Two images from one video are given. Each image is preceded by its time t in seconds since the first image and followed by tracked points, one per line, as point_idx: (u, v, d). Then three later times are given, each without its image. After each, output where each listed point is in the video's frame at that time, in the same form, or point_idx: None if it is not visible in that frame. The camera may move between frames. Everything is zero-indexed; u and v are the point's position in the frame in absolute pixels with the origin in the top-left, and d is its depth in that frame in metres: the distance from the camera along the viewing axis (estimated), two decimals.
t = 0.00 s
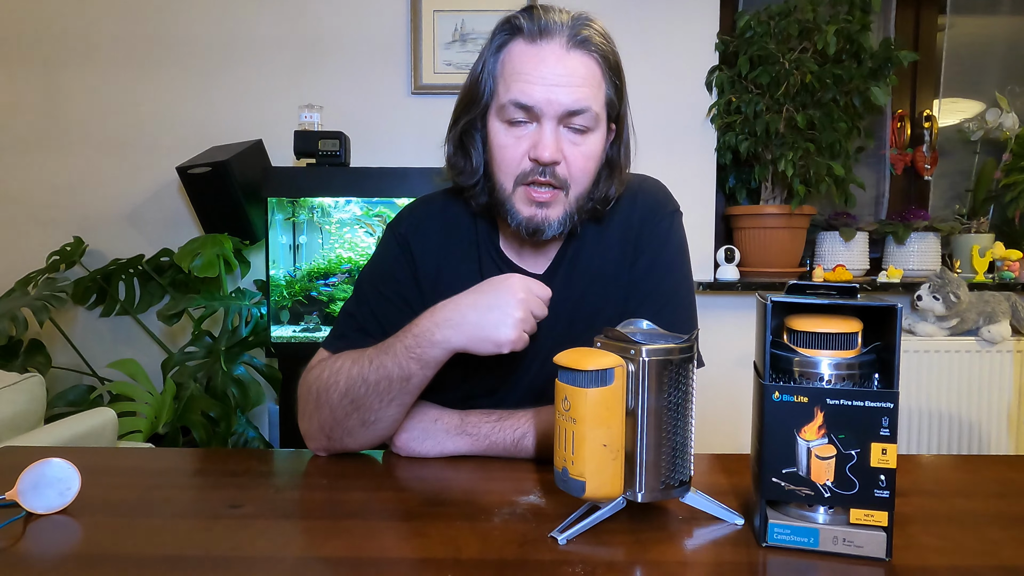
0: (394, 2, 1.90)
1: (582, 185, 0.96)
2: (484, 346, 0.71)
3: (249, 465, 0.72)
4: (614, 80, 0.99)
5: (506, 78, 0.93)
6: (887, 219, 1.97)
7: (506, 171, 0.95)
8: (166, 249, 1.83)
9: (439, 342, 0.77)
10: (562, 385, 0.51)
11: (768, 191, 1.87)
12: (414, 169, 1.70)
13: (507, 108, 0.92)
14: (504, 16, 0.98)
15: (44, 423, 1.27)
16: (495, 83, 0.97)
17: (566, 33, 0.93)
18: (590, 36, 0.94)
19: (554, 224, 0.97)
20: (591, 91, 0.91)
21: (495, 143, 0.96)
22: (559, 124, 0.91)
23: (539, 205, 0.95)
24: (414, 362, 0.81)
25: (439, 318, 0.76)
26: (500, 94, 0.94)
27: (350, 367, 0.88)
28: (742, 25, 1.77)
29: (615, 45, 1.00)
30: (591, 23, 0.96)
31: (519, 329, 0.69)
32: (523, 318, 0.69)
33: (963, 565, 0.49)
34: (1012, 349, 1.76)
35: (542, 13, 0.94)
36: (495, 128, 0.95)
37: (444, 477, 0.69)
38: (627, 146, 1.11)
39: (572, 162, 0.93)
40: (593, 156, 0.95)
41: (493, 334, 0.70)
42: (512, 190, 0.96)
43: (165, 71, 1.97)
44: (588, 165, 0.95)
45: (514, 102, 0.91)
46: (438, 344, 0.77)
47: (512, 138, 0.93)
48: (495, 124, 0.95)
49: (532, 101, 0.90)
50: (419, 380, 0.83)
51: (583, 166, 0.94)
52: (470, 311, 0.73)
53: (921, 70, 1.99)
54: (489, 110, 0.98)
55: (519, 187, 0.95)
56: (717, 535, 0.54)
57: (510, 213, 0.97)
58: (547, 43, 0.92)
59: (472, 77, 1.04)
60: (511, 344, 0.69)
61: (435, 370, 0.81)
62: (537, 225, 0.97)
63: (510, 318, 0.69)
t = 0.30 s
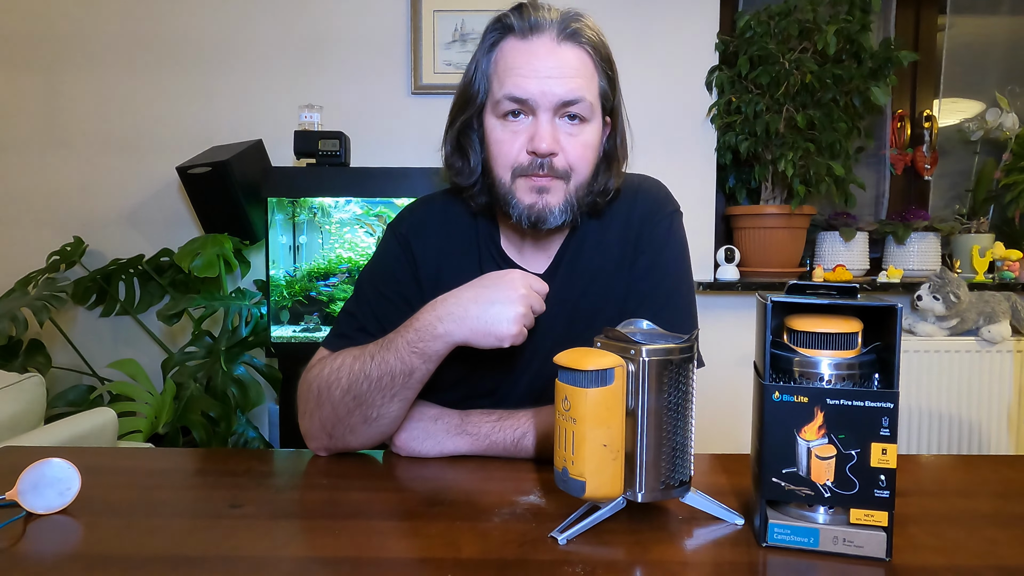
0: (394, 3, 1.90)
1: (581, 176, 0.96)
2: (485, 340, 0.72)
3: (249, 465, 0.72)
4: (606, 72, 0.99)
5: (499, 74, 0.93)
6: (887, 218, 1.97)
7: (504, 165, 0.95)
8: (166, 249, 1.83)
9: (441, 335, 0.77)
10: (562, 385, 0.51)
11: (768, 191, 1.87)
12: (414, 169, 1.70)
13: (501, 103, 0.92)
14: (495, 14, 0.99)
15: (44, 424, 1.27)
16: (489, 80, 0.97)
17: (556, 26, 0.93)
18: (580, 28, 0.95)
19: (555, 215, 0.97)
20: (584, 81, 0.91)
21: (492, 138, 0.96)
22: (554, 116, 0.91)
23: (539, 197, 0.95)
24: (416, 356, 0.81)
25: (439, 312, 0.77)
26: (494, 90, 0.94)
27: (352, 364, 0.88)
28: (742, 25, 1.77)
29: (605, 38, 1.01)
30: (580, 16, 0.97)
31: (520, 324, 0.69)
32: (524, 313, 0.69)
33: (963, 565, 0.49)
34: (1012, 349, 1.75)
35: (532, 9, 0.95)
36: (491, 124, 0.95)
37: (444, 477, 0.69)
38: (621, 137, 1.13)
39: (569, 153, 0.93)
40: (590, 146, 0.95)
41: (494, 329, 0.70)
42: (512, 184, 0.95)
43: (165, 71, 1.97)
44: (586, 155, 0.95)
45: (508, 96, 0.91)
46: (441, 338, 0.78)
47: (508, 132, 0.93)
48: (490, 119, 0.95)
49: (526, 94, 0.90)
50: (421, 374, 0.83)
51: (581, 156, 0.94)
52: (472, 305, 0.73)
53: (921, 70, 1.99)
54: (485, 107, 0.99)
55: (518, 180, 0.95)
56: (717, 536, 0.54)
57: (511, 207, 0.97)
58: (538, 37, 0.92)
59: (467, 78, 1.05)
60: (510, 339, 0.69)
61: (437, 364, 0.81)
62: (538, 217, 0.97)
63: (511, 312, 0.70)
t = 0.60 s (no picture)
0: (394, 2, 1.90)
1: (578, 181, 0.96)
2: (484, 340, 0.72)
3: (249, 465, 0.72)
4: (600, 72, 0.99)
5: (492, 83, 0.93)
6: (887, 218, 1.97)
7: (501, 174, 0.95)
8: (166, 249, 1.83)
9: (441, 336, 0.77)
10: (562, 385, 0.51)
11: (768, 191, 1.87)
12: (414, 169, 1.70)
13: (496, 112, 0.92)
14: (485, 22, 0.99)
15: (44, 424, 1.27)
16: (483, 87, 0.97)
17: (547, 30, 0.93)
18: (571, 31, 0.95)
19: (554, 220, 0.97)
20: (578, 86, 0.91)
21: (488, 147, 0.96)
22: (549, 122, 0.91)
23: (537, 204, 0.95)
24: (415, 355, 0.81)
25: (439, 312, 0.77)
26: (487, 99, 0.94)
27: (352, 364, 0.88)
28: (742, 25, 1.77)
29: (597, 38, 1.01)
30: (571, 18, 0.96)
31: (519, 326, 0.69)
32: (524, 315, 0.69)
33: (963, 565, 0.49)
34: (1012, 349, 1.76)
35: (521, 14, 0.94)
36: (487, 133, 0.95)
37: (444, 477, 0.69)
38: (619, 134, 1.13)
39: (565, 159, 0.93)
40: (586, 150, 0.95)
41: (493, 329, 0.70)
42: (510, 193, 0.96)
43: (165, 72, 1.97)
44: (582, 160, 0.95)
45: (502, 105, 0.91)
46: (440, 337, 0.78)
47: (504, 140, 0.93)
48: (486, 128, 0.95)
49: (521, 103, 0.90)
50: (421, 373, 0.83)
51: (577, 161, 0.94)
52: (472, 305, 0.73)
53: (921, 70, 1.99)
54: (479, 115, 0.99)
55: (515, 188, 0.95)
56: (717, 535, 0.54)
57: (509, 215, 0.97)
58: (529, 43, 0.92)
59: (461, 85, 1.05)
60: (509, 340, 0.69)
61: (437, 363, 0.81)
62: (537, 223, 0.97)
63: (512, 314, 0.69)
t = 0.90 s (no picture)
0: (394, 2, 1.90)
1: (579, 182, 0.96)
2: (484, 342, 0.72)
3: (249, 465, 0.72)
4: (600, 73, 0.99)
5: (491, 85, 0.93)
6: (887, 218, 1.97)
7: (501, 175, 0.95)
8: (166, 249, 1.83)
9: (442, 337, 0.77)
10: (562, 385, 0.51)
11: (768, 191, 1.87)
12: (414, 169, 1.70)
13: (495, 114, 0.92)
14: (485, 23, 0.99)
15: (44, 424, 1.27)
16: (483, 89, 0.97)
17: (547, 31, 0.93)
18: (571, 32, 0.94)
19: (554, 222, 0.97)
20: (578, 87, 0.91)
21: (488, 148, 0.96)
22: (548, 124, 0.91)
23: (537, 205, 0.95)
24: (415, 356, 0.81)
25: (439, 312, 0.77)
26: (487, 101, 0.94)
27: (352, 364, 0.88)
28: (742, 25, 1.77)
29: (597, 39, 1.00)
30: (570, 19, 0.96)
31: (518, 329, 0.69)
32: (523, 318, 0.69)
33: (963, 565, 0.49)
34: (1012, 349, 1.76)
35: (521, 14, 0.94)
36: (487, 134, 0.95)
37: (445, 477, 0.69)
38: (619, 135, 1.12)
39: (566, 160, 0.93)
40: (586, 151, 0.94)
41: (493, 331, 0.70)
42: (510, 193, 0.96)
43: (165, 72, 1.97)
44: (582, 161, 0.95)
45: (502, 107, 0.91)
46: (440, 338, 0.78)
47: (504, 142, 0.94)
48: (485, 130, 0.95)
49: (520, 105, 0.90)
50: (420, 374, 0.83)
51: (577, 162, 0.94)
52: (472, 306, 0.73)
53: (921, 70, 1.99)
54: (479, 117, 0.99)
55: (515, 189, 0.95)
56: (717, 535, 0.54)
57: (509, 216, 0.98)
58: (529, 44, 0.92)
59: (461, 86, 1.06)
60: (508, 343, 0.70)
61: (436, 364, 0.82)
62: (538, 224, 0.97)
63: (512, 317, 0.70)
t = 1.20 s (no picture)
0: (394, 2, 1.90)
1: (574, 185, 0.96)
2: (485, 347, 0.72)
3: (249, 465, 0.72)
4: (590, 73, 0.98)
5: (480, 94, 0.93)
6: (887, 218, 1.97)
7: (497, 183, 0.96)
8: (166, 249, 1.83)
9: (444, 342, 0.77)
10: (562, 385, 0.51)
11: (768, 191, 1.87)
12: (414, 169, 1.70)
13: (486, 122, 0.92)
14: (471, 31, 0.98)
15: (44, 424, 1.27)
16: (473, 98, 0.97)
17: (532, 37, 0.92)
18: (557, 35, 0.94)
19: (552, 227, 0.98)
20: (566, 91, 0.90)
21: (482, 157, 0.96)
22: (539, 130, 0.91)
23: (533, 211, 0.95)
24: (417, 359, 0.81)
25: (441, 315, 0.77)
26: (478, 110, 0.94)
27: (353, 366, 0.88)
28: (742, 25, 1.77)
29: (585, 38, 1.00)
30: (556, 22, 0.96)
31: (519, 335, 0.69)
32: (525, 325, 0.69)
33: (964, 565, 0.49)
34: (1012, 349, 1.76)
35: (505, 20, 0.94)
36: (479, 143, 0.96)
37: (444, 477, 0.69)
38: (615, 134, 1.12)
39: (559, 165, 0.93)
40: (580, 155, 0.94)
41: (493, 336, 0.70)
42: (506, 201, 0.96)
43: (165, 72, 1.97)
44: (576, 165, 0.95)
45: (492, 116, 0.91)
46: (441, 341, 0.78)
47: (497, 151, 0.94)
48: (478, 139, 0.96)
49: (509, 113, 0.89)
50: (422, 377, 0.83)
51: (571, 166, 0.94)
52: (474, 310, 0.73)
53: (921, 69, 1.98)
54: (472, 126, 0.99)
55: (511, 197, 0.95)
56: (717, 535, 0.54)
57: (507, 223, 0.98)
58: (514, 50, 0.91)
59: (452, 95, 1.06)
60: (508, 349, 0.70)
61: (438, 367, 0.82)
62: (535, 230, 0.97)
63: (512, 323, 0.69)
